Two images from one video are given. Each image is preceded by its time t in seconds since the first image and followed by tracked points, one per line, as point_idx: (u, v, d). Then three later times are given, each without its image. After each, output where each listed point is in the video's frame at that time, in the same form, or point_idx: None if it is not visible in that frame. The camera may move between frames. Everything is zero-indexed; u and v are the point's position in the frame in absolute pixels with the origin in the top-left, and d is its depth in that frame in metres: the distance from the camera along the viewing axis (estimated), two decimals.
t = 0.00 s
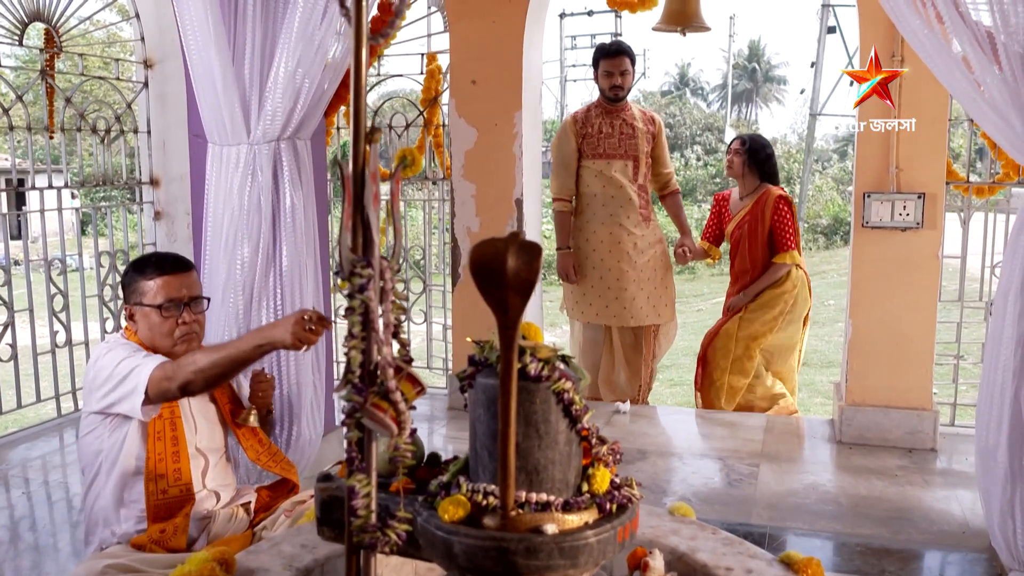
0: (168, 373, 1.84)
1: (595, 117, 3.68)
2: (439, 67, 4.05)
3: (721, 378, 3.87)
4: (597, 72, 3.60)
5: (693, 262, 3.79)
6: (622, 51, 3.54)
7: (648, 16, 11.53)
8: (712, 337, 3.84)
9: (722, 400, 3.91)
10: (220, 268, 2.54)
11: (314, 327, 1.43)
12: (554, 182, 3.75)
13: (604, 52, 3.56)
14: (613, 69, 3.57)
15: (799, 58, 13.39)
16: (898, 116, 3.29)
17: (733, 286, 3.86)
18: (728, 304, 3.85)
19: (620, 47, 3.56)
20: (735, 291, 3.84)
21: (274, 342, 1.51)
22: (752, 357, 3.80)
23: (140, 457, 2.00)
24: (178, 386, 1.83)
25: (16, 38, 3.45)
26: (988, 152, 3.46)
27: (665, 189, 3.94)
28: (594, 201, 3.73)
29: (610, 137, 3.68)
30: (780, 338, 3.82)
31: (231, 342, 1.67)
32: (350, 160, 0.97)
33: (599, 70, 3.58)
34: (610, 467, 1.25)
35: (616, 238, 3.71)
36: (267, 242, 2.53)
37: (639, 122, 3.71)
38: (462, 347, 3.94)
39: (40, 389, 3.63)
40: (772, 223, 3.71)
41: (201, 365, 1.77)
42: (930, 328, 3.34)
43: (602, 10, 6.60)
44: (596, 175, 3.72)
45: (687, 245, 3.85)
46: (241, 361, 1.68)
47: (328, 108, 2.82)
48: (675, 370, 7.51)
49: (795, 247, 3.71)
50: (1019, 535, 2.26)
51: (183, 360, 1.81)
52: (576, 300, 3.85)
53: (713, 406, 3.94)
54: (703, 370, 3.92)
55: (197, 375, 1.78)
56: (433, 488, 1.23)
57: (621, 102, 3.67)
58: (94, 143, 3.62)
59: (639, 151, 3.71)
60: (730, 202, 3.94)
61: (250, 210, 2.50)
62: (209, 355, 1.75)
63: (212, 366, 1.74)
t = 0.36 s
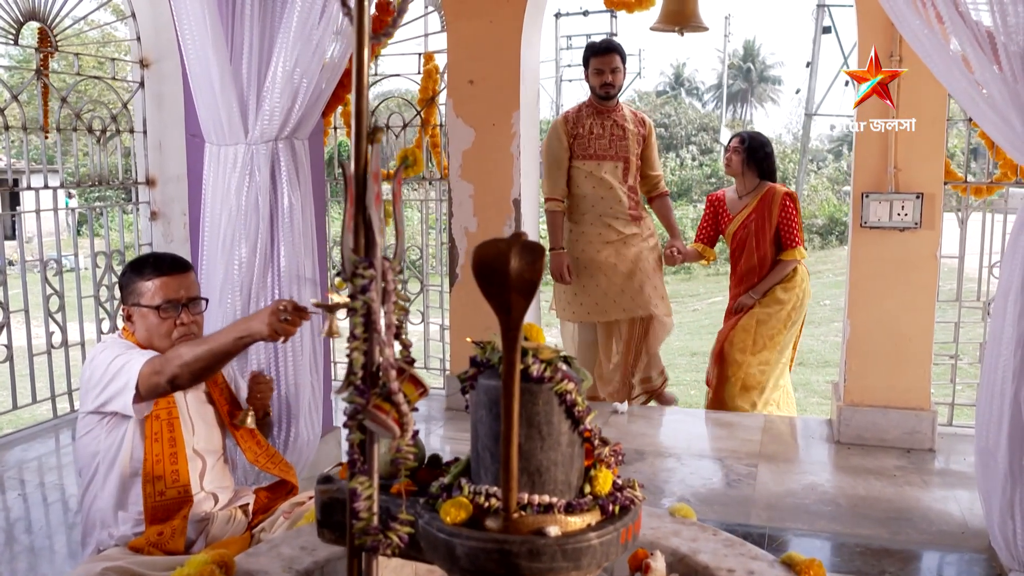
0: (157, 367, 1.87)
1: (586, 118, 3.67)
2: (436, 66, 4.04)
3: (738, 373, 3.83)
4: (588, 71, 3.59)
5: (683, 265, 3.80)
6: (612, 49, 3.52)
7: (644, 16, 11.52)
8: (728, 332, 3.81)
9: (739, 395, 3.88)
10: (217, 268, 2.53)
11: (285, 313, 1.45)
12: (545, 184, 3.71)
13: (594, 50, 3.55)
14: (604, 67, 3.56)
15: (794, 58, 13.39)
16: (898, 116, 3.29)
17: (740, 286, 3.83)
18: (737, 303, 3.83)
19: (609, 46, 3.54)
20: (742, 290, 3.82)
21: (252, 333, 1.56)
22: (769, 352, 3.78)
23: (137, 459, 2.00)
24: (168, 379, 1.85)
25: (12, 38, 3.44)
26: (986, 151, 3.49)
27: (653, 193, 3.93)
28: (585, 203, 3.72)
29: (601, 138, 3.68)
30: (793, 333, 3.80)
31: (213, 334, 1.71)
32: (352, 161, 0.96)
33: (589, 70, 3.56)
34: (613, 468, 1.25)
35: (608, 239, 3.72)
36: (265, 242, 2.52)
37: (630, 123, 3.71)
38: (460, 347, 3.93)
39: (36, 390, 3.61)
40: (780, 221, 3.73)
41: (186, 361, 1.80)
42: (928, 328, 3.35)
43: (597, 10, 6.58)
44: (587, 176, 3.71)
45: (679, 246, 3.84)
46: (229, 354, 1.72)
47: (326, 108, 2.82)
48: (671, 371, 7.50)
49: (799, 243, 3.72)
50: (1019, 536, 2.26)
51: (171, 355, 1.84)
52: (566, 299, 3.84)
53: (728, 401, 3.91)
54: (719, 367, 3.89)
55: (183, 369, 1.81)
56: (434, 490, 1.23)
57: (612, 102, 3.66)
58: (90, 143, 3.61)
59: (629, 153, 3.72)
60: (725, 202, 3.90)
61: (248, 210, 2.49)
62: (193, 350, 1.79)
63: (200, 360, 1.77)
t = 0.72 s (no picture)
0: (139, 376, 1.82)
1: (580, 120, 3.66)
2: (431, 69, 4.04)
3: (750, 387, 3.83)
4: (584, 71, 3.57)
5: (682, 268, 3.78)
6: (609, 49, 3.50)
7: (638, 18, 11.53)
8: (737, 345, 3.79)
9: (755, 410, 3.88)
10: (213, 270, 2.51)
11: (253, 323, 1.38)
12: (539, 185, 3.70)
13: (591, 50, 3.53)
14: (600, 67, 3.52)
15: (788, 61, 13.41)
16: (898, 116, 3.29)
17: (738, 288, 3.79)
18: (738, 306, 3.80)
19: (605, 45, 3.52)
20: (742, 293, 3.78)
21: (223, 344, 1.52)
22: (777, 361, 3.79)
23: (132, 464, 1.99)
24: (149, 388, 1.81)
25: (6, 38, 3.41)
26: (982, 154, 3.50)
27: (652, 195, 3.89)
28: (578, 205, 3.73)
29: (594, 141, 3.67)
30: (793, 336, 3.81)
31: (187, 347, 1.66)
32: (352, 163, 0.96)
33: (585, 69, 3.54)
34: (613, 472, 1.25)
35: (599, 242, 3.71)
36: (262, 244, 2.51)
37: (624, 126, 3.70)
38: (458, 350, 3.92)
39: (30, 393, 3.59)
40: (780, 220, 3.70)
41: (164, 371, 1.77)
42: (925, 331, 3.35)
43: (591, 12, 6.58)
44: (580, 179, 3.71)
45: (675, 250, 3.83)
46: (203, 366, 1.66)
47: (324, 110, 2.81)
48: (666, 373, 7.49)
49: (796, 244, 3.71)
50: (1017, 538, 2.26)
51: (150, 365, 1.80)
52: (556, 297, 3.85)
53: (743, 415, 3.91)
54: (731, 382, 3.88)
55: (161, 380, 1.78)
56: (434, 493, 1.21)
57: (606, 106, 3.65)
58: (85, 144, 3.59)
59: (622, 158, 3.70)
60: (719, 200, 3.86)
61: (244, 212, 2.48)
62: (171, 361, 1.74)
63: (175, 373, 1.73)
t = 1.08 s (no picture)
0: (117, 401, 1.80)
1: (574, 126, 3.67)
2: (425, 75, 4.05)
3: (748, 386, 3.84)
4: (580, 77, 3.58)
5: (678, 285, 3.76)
6: (604, 54, 3.51)
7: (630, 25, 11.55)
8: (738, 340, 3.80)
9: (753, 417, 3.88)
10: (207, 276, 2.51)
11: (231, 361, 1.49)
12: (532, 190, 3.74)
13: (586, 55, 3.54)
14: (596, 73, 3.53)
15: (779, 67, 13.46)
16: (899, 116, 3.30)
17: (735, 280, 3.78)
18: (735, 300, 3.78)
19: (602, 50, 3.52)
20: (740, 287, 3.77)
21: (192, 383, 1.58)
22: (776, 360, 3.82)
23: (123, 476, 1.96)
24: (125, 415, 1.78)
25: None
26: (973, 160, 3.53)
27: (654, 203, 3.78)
28: (569, 211, 3.74)
29: (588, 148, 3.67)
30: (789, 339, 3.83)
31: (163, 379, 1.66)
32: (350, 171, 0.95)
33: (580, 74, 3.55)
34: (611, 480, 1.24)
35: (588, 249, 3.71)
36: (256, 250, 2.50)
37: (622, 133, 3.66)
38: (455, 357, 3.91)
39: (21, 401, 3.57)
40: (776, 213, 3.72)
41: (140, 402, 1.75)
42: (918, 337, 3.36)
43: (582, 19, 6.59)
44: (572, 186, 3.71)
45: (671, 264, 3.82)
46: (178, 396, 1.64)
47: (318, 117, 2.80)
48: (659, 379, 7.49)
49: (790, 237, 3.72)
50: (1013, 545, 2.26)
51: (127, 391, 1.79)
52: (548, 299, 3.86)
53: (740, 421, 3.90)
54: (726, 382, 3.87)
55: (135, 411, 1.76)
56: (432, 502, 1.21)
57: (602, 113, 3.64)
58: (76, 151, 3.58)
59: (616, 166, 3.66)
60: (712, 190, 3.84)
61: (238, 219, 2.47)
62: (148, 392, 1.73)
63: (148, 404, 1.71)
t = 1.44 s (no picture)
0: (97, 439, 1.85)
1: (568, 141, 3.64)
2: (416, 86, 4.05)
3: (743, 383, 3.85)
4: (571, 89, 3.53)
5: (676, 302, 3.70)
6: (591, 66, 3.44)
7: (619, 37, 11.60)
8: (734, 338, 3.80)
9: (748, 418, 3.88)
10: (198, 287, 2.50)
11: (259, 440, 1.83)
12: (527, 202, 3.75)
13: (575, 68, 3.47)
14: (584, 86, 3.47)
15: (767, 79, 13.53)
16: (899, 116, 3.30)
17: (730, 276, 3.78)
18: (731, 296, 3.78)
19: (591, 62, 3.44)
20: (736, 283, 3.77)
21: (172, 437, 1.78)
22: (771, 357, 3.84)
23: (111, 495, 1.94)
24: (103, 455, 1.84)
25: None
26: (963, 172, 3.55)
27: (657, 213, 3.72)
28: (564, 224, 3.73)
29: (581, 163, 3.64)
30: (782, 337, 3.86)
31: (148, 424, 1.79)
32: (346, 183, 0.95)
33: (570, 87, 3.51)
34: (607, 492, 1.24)
35: (583, 265, 3.69)
36: (247, 262, 2.49)
37: (617, 148, 3.61)
38: (448, 368, 3.89)
39: (8, 413, 3.53)
40: (772, 211, 3.75)
41: (116, 446, 1.83)
42: (909, 348, 3.38)
43: (571, 31, 6.61)
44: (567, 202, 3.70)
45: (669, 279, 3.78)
46: (156, 444, 1.80)
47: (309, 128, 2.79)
48: (649, 390, 7.48)
49: (785, 234, 3.77)
50: (1006, 556, 2.27)
51: (108, 429, 1.86)
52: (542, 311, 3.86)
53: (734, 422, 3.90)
54: (721, 381, 3.87)
55: (111, 453, 1.84)
56: (427, 516, 1.20)
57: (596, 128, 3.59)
58: (66, 162, 3.56)
59: (610, 182, 3.62)
60: (704, 185, 3.85)
61: (229, 231, 2.47)
62: (127, 438, 1.82)
63: (126, 449, 1.81)
